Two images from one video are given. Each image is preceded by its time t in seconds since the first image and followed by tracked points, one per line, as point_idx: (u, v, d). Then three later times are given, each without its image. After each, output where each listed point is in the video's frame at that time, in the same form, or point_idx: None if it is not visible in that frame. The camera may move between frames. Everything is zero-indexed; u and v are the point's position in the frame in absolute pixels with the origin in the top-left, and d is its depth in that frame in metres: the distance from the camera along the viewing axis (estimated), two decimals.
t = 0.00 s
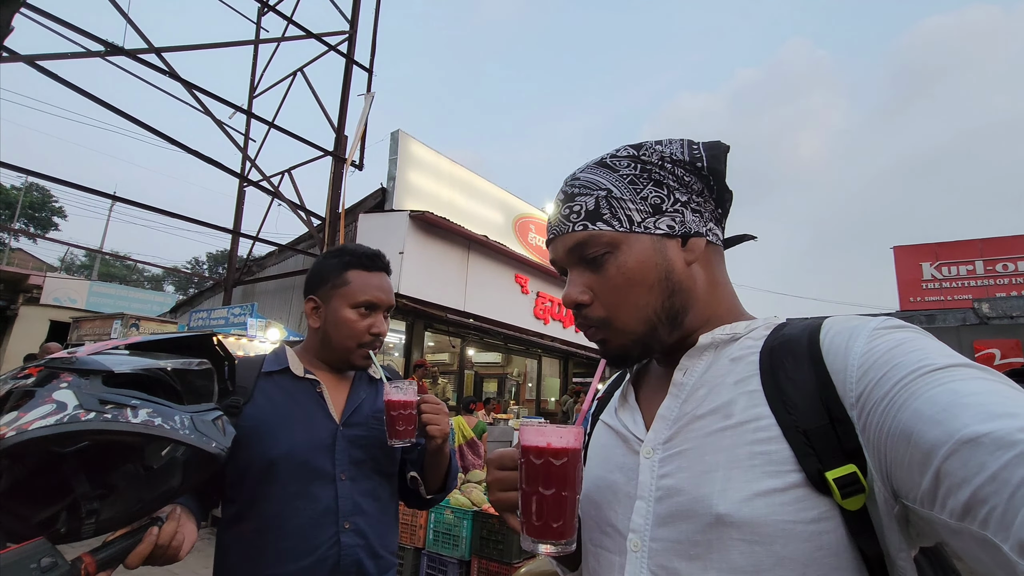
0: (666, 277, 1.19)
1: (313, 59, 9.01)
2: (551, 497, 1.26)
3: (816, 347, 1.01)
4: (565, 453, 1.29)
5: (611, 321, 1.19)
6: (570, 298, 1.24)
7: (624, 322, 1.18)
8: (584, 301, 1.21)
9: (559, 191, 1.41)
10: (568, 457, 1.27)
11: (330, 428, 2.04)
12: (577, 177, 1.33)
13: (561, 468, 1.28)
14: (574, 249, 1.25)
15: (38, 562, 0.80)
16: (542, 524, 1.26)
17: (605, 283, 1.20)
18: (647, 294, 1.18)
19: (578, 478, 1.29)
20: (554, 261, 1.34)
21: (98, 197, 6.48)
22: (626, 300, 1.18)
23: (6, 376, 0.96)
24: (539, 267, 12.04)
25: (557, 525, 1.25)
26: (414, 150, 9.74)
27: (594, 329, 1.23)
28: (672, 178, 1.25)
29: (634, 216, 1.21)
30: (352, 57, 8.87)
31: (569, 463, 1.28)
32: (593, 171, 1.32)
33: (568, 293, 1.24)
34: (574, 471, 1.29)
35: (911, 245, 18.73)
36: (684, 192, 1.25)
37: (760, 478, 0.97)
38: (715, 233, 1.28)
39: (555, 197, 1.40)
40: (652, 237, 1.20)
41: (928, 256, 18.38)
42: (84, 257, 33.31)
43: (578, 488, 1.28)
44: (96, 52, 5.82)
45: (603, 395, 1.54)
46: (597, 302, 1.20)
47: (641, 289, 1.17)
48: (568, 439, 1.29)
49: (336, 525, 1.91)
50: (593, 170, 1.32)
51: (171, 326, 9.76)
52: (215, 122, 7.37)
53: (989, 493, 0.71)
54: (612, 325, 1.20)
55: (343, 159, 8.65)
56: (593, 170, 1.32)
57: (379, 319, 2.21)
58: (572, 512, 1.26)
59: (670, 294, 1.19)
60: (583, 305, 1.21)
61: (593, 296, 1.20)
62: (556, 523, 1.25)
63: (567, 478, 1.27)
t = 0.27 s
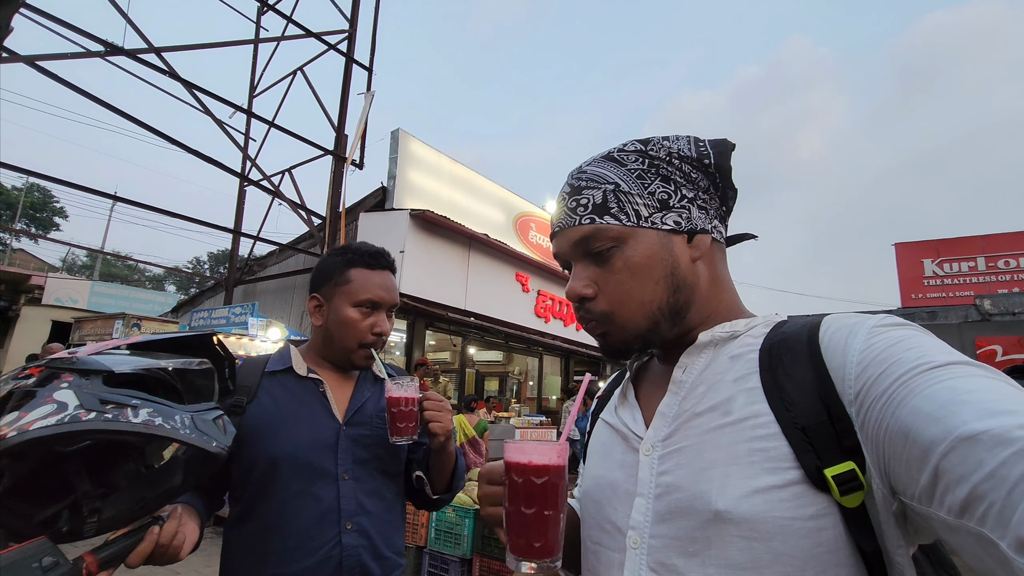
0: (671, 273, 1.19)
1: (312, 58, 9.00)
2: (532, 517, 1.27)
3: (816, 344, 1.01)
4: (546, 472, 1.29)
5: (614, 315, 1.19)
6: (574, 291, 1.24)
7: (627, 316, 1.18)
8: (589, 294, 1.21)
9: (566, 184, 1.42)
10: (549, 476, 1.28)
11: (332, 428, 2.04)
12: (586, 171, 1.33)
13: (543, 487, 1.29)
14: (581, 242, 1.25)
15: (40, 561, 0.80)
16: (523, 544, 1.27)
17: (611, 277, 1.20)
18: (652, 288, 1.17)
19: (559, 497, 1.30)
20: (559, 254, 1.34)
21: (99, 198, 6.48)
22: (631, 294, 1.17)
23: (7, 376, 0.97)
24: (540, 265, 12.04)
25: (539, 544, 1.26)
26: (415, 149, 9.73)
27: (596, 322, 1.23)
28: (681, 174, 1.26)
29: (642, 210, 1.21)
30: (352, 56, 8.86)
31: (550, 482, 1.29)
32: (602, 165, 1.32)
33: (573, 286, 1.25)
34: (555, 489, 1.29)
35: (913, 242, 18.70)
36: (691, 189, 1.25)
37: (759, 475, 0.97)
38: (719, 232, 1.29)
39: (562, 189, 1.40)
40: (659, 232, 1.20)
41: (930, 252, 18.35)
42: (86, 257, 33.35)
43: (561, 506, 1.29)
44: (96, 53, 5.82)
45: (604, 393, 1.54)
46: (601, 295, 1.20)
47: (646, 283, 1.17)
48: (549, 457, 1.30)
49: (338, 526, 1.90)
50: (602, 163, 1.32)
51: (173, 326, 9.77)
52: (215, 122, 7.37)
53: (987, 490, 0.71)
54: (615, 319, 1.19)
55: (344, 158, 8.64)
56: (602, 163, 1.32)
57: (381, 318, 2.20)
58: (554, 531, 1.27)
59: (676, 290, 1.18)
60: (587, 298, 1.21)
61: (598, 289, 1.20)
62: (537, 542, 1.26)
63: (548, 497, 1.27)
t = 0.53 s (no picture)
0: (673, 281, 1.18)
1: (311, 54, 8.98)
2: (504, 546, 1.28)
3: (815, 353, 1.00)
4: (517, 501, 1.29)
5: (612, 319, 1.19)
6: (575, 290, 1.23)
7: (625, 321, 1.18)
8: (589, 295, 1.21)
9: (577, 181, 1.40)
10: (520, 505, 1.28)
11: (329, 434, 2.03)
12: (597, 169, 1.31)
13: (515, 515, 1.29)
14: (585, 242, 1.25)
15: (37, 570, 0.80)
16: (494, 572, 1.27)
17: (612, 281, 1.19)
18: (653, 295, 1.17)
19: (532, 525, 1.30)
20: (562, 252, 1.33)
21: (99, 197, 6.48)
22: (630, 300, 1.17)
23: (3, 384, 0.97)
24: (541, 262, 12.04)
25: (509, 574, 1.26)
26: (415, 146, 9.71)
27: (593, 323, 1.23)
28: (693, 183, 1.24)
29: (649, 215, 1.20)
30: (351, 53, 8.84)
31: (521, 511, 1.29)
32: (615, 165, 1.30)
33: (573, 285, 1.24)
34: (528, 517, 1.29)
35: (915, 236, 18.65)
36: (703, 199, 1.24)
37: (757, 483, 0.97)
38: (728, 242, 1.28)
39: (572, 186, 1.38)
40: (665, 239, 1.19)
41: (932, 246, 18.31)
42: (87, 255, 33.38)
43: (533, 535, 1.29)
44: (94, 51, 5.81)
45: (603, 399, 1.53)
46: (601, 297, 1.19)
47: (647, 290, 1.17)
48: (520, 486, 1.29)
49: (333, 531, 1.90)
50: (615, 163, 1.30)
51: (174, 324, 9.79)
52: (215, 119, 7.36)
53: (985, 503, 0.71)
54: (613, 322, 1.19)
55: (343, 155, 8.63)
56: (615, 163, 1.30)
57: (377, 323, 2.19)
58: (526, 559, 1.28)
59: (675, 298, 1.18)
60: (587, 300, 1.21)
61: (598, 290, 1.20)
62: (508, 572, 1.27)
63: (520, 526, 1.28)
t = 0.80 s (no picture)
0: (690, 273, 1.17)
1: (313, 49, 8.94)
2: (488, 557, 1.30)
3: (821, 355, 0.99)
4: (502, 514, 1.31)
5: (625, 308, 1.17)
6: (590, 277, 1.22)
7: (638, 310, 1.16)
8: (604, 282, 1.19)
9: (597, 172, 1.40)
10: (504, 517, 1.30)
11: (326, 434, 2.03)
12: (621, 160, 1.31)
13: (500, 528, 1.31)
14: (604, 229, 1.24)
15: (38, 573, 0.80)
16: None
17: (630, 269, 1.18)
18: (670, 286, 1.16)
19: (516, 539, 1.31)
20: (578, 240, 1.32)
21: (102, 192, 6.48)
22: (647, 290, 1.16)
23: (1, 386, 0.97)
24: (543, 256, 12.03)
25: None
26: (417, 140, 9.69)
27: (604, 312, 1.21)
28: (714, 180, 1.25)
29: (671, 207, 1.20)
30: (352, 47, 8.80)
31: (506, 524, 1.31)
32: (639, 157, 1.30)
33: (589, 272, 1.22)
34: (513, 530, 1.31)
35: (919, 230, 18.53)
36: (723, 197, 1.25)
37: (760, 484, 0.96)
38: (742, 243, 1.28)
39: (593, 175, 1.38)
40: (684, 232, 1.19)
41: (936, 240, 18.20)
42: (90, 251, 33.48)
43: (518, 548, 1.31)
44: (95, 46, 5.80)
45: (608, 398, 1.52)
46: (618, 286, 1.18)
47: (664, 281, 1.16)
48: (506, 498, 1.32)
49: (331, 531, 1.91)
50: (639, 155, 1.30)
51: (178, 320, 9.81)
52: (216, 114, 7.35)
53: (992, 506, 0.70)
54: (625, 312, 1.17)
55: (345, 150, 8.61)
56: (639, 155, 1.30)
57: (374, 323, 2.18)
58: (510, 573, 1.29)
59: (691, 293, 1.17)
60: (601, 287, 1.19)
61: (614, 278, 1.18)
62: None
63: (504, 537, 1.30)
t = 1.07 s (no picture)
0: (702, 274, 1.15)
1: (315, 42, 8.90)
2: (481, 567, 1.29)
3: (824, 359, 0.97)
4: (495, 524, 1.30)
5: (637, 306, 1.15)
6: (601, 274, 1.19)
7: (650, 309, 1.14)
8: (616, 280, 1.17)
9: (610, 169, 1.37)
10: (496, 527, 1.29)
11: (326, 433, 2.03)
12: (636, 157, 1.29)
13: (492, 538, 1.30)
14: (618, 226, 1.21)
15: None
16: None
17: (643, 267, 1.15)
18: (683, 286, 1.14)
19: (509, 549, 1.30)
20: (589, 236, 1.29)
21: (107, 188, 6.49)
22: (660, 289, 1.14)
23: None
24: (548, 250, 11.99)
25: None
26: (420, 135, 9.65)
27: (615, 310, 1.18)
28: (728, 182, 1.24)
29: (685, 206, 1.18)
30: (355, 40, 8.75)
31: (499, 535, 1.30)
32: (653, 156, 1.28)
33: (600, 269, 1.20)
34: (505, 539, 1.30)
35: (928, 222, 18.33)
36: (735, 199, 1.24)
37: (762, 486, 0.95)
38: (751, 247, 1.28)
39: (606, 172, 1.35)
40: (698, 232, 1.17)
41: (945, 233, 18.02)
42: (96, 246, 33.63)
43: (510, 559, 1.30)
44: (98, 41, 5.79)
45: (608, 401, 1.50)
46: (631, 283, 1.15)
47: (678, 279, 1.14)
48: (498, 508, 1.30)
49: (331, 531, 1.91)
50: (654, 154, 1.28)
51: (183, 315, 9.85)
52: (220, 109, 7.33)
53: (994, 510, 0.68)
54: (637, 310, 1.15)
55: (349, 145, 8.58)
56: (653, 154, 1.29)
57: (375, 321, 2.17)
58: None
59: (702, 294, 1.15)
60: (614, 284, 1.17)
61: (628, 276, 1.16)
62: None
63: (496, 548, 1.29)
